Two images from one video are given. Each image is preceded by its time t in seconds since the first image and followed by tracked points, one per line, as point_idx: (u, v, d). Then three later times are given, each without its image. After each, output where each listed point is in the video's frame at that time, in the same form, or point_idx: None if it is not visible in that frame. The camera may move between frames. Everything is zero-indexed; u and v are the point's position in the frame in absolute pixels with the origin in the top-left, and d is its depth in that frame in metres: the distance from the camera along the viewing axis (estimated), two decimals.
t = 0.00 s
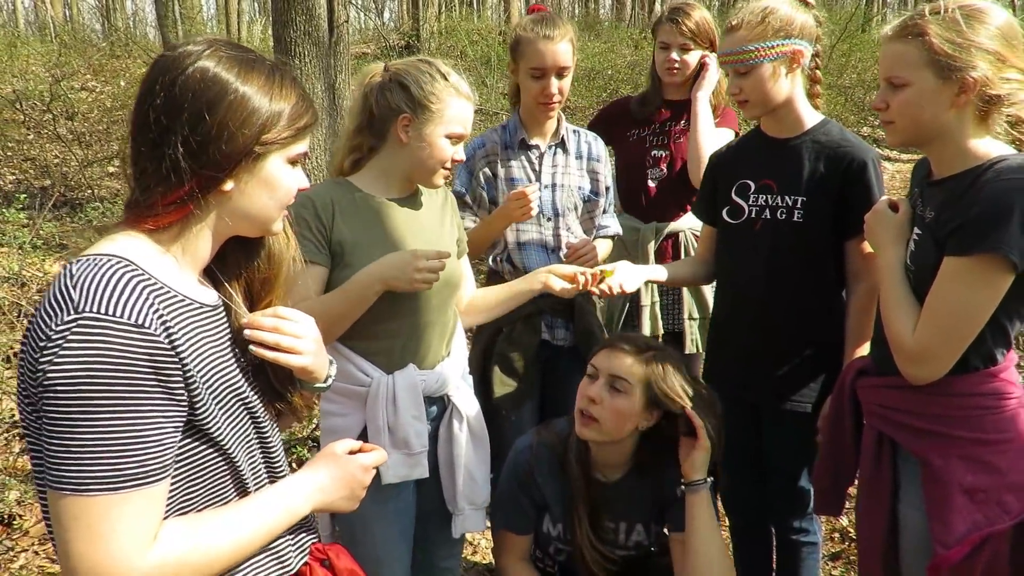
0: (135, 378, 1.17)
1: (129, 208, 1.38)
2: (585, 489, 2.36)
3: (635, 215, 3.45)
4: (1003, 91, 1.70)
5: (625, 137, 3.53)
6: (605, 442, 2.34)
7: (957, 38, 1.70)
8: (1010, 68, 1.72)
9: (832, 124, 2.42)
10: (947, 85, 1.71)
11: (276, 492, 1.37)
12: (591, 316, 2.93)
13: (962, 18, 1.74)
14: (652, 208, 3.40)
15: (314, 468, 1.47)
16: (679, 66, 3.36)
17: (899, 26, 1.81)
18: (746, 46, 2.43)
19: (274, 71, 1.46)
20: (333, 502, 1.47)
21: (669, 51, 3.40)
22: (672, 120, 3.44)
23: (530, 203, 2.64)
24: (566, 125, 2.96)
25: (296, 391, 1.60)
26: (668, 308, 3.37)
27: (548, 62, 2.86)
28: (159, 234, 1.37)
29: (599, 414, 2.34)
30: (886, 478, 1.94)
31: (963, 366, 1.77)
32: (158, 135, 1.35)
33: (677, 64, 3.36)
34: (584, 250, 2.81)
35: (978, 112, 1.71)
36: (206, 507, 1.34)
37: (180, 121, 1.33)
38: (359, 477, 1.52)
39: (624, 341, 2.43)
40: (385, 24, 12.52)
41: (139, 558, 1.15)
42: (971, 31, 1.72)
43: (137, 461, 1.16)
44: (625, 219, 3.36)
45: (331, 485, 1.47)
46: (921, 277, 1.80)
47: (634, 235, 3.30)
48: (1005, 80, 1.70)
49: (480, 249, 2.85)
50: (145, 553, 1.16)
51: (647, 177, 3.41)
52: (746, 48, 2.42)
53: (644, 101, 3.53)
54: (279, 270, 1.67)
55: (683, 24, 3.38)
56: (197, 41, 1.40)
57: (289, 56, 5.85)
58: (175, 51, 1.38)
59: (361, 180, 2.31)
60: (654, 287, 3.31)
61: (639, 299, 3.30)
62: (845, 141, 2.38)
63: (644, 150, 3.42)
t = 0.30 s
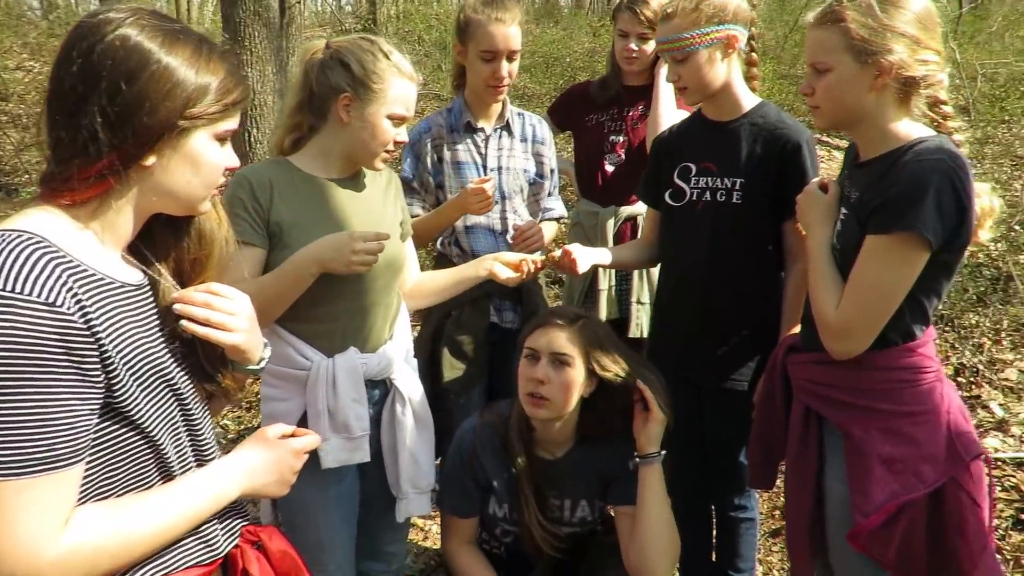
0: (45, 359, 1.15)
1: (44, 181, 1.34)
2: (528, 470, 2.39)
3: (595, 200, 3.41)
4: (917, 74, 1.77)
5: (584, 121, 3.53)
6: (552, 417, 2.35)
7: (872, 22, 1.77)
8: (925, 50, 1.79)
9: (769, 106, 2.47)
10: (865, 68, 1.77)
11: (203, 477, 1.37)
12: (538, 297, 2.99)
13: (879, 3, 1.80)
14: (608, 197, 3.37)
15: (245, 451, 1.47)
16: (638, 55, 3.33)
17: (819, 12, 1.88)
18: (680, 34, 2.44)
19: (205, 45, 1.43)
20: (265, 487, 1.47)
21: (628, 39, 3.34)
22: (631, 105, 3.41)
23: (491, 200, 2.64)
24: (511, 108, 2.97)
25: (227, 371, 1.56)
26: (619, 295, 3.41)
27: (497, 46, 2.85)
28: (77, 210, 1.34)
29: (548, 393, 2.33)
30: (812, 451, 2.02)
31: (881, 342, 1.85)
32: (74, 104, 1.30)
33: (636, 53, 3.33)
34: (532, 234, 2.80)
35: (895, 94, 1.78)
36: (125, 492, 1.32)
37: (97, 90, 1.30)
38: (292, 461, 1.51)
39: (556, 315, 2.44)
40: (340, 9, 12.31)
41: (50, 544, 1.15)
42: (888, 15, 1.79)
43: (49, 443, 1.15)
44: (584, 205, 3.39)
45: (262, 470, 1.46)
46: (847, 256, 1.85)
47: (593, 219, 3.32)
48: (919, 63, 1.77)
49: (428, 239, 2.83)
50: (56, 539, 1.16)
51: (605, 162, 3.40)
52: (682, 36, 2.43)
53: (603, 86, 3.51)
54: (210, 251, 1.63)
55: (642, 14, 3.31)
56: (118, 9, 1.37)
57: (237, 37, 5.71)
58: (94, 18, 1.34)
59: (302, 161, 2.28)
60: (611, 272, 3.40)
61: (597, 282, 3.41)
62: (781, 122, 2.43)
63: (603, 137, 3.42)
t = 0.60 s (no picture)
0: None
1: None
2: (427, 487, 2.37)
3: (507, 208, 3.44)
4: (787, 102, 1.92)
5: (494, 132, 3.51)
6: (455, 433, 2.34)
7: (744, 52, 1.93)
8: (795, 78, 1.95)
9: (662, 124, 2.53)
10: (738, 94, 1.92)
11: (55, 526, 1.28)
12: (442, 307, 2.97)
13: (750, 34, 1.96)
14: (521, 203, 3.40)
15: (110, 491, 1.39)
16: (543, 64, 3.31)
17: (699, 41, 2.05)
18: (575, 57, 2.47)
19: (68, 63, 1.38)
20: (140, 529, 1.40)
21: (532, 48, 3.33)
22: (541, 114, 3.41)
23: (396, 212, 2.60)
24: (410, 118, 2.94)
25: (90, 405, 1.53)
26: (531, 305, 3.39)
27: (399, 57, 2.81)
28: None
29: (447, 411, 2.33)
30: (702, 460, 2.09)
31: (763, 356, 1.94)
32: None
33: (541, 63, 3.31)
34: (438, 245, 2.81)
35: (771, 119, 1.93)
36: None
37: None
38: (167, 500, 1.45)
39: (450, 332, 2.44)
40: None
41: None
42: (761, 47, 1.94)
43: None
44: (496, 213, 3.42)
45: (134, 510, 1.39)
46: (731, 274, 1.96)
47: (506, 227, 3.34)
48: (790, 92, 1.93)
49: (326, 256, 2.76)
50: None
51: (517, 171, 3.41)
52: (576, 59, 2.46)
53: (511, 96, 3.47)
54: (72, 277, 1.56)
55: (543, 23, 3.34)
56: None
57: (129, 29, 5.40)
58: None
59: (185, 171, 2.16)
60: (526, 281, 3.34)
61: (508, 289, 3.35)
62: (673, 140, 2.49)
63: (514, 147, 3.42)
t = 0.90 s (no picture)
0: None
1: None
2: (402, 520, 2.31)
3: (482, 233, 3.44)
4: (753, 136, 1.94)
5: (468, 156, 3.47)
6: (429, 466, 2.29)
7: (707, 87, 1.96)
8: (763, 114, 1.96)
9: (637, 151, 2.53)
10: (701, 127, 1.96)
11: None
12: (417, 333, 2.92)
13: (715, 68, 1.99)
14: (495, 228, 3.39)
15: (69, 540, 1.36)
16: (516, 89, 3.31)
17: (671, 73, 2.09)
18: (554, 89, 2.49)
19: (28, 102, 1.48)
20: None
21: (504, 73, 3.33)
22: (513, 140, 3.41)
23: (371, 238, 2.59)
24: (382, 144, 2.90)
25: (45, 447, 1.55)
26: (508, 328, 3.34)
27: (373, 83, 2.77)
28: None
29: (420, 445, 2.28)
30: (682, 490, 2.07)
31: (742, 386, 1.94)
32: None
33: (513, 87, 3.31)
34: (411, 271, 2.81)
35: (738, 153, 1.96)
36: None
37: None
38: (131, 549, 1.43)
39: (423, 363, 2.40)
40: (213, 17, 11.76)
41: None
42: (727, 83, 1.96)
43: None
44: (469, 237, 3.42)
45: (93, 559, 1.36)
46: (709, 304, 1.98)
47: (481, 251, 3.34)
48: (754, 128, 1.94)
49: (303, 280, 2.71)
50: None
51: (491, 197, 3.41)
52: (556, 91, 2.48)
53: (483, 121, 3.45)
54: (24, 317, 1.63)
55: (514, 48, 3.32)
56: None
57: (93, 47, 5.30)
58: None
59: (147, 201, 2.11)
60: (502, 304, 3.31)
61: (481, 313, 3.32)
62: (647, 166, 2.48)
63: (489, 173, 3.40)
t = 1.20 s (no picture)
0: None
1: None
2: (404, 543, 2.29)
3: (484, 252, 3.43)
4: (751, 155, 1.95)
5: (468, 176, 3.49)
6: (431, 490, 2.27)
7: (705, 106, 1.98)
8: (764, 135, 1.96)
9: (640, 169, 2.54)
10: (699, 146, 1.98)
11: None
12: (418, 354, 2.91)
13: (715, 89, 2.01)
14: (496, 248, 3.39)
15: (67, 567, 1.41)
16: (514, 108, 3.33)
17: (675, 91, 2.12)
18: (556, 110, 2.50)
19: (29, 126, 1.48)
20: None
21: (503, 92, 3.34)
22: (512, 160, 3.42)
23: (375, 260, 2.61)
24: (382, 165, 2.92)
25: (45, 473, 1.56)
26: (509, 347, 3.33)
27: (375, 105, 2.79)
28: None
29: (421, 468, 2.26)
30: (689, 508, 2.06)
31: (750, 406, 1.93)
32: None
33: (512, 106, 3.33)
34: (412, 292, 2.81)
35: (737, 172, 1.97)
36: None
37: None
38: None
39: (422, 386, 2.39)
40: (213, 40, 11.88)
41: None
42: (726, 103, 1.97)
43: None
44: (470, 257, 3.41)
45: None
46: (715, 324, 1.98)
47: (481, 271, 3.34)
48: (754, 148, 1.94)
49: (306, 301, 2.70)
50: None
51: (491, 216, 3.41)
52: (556, 112, 2.49)
53: (483, 143, 3.48)
54: (25, 337, 1.63)
55: (512, 67, 3.32)
56: None
57: (95, 72, 5.35)
58: None
59: (150, 224, 2.12)
60: (503, 324, 3.31)
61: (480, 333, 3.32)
62: (649, 184, 2.49)
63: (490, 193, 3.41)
